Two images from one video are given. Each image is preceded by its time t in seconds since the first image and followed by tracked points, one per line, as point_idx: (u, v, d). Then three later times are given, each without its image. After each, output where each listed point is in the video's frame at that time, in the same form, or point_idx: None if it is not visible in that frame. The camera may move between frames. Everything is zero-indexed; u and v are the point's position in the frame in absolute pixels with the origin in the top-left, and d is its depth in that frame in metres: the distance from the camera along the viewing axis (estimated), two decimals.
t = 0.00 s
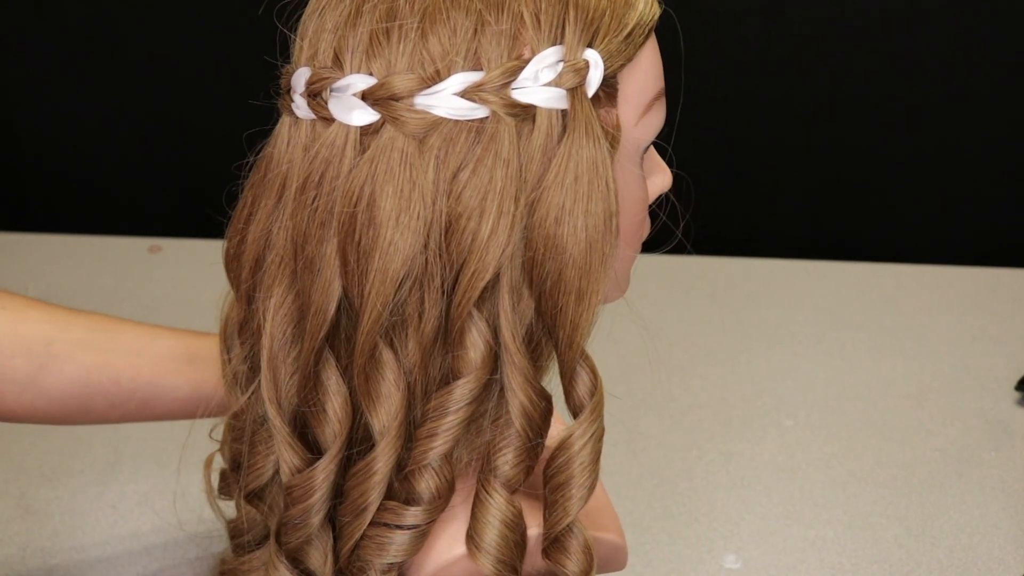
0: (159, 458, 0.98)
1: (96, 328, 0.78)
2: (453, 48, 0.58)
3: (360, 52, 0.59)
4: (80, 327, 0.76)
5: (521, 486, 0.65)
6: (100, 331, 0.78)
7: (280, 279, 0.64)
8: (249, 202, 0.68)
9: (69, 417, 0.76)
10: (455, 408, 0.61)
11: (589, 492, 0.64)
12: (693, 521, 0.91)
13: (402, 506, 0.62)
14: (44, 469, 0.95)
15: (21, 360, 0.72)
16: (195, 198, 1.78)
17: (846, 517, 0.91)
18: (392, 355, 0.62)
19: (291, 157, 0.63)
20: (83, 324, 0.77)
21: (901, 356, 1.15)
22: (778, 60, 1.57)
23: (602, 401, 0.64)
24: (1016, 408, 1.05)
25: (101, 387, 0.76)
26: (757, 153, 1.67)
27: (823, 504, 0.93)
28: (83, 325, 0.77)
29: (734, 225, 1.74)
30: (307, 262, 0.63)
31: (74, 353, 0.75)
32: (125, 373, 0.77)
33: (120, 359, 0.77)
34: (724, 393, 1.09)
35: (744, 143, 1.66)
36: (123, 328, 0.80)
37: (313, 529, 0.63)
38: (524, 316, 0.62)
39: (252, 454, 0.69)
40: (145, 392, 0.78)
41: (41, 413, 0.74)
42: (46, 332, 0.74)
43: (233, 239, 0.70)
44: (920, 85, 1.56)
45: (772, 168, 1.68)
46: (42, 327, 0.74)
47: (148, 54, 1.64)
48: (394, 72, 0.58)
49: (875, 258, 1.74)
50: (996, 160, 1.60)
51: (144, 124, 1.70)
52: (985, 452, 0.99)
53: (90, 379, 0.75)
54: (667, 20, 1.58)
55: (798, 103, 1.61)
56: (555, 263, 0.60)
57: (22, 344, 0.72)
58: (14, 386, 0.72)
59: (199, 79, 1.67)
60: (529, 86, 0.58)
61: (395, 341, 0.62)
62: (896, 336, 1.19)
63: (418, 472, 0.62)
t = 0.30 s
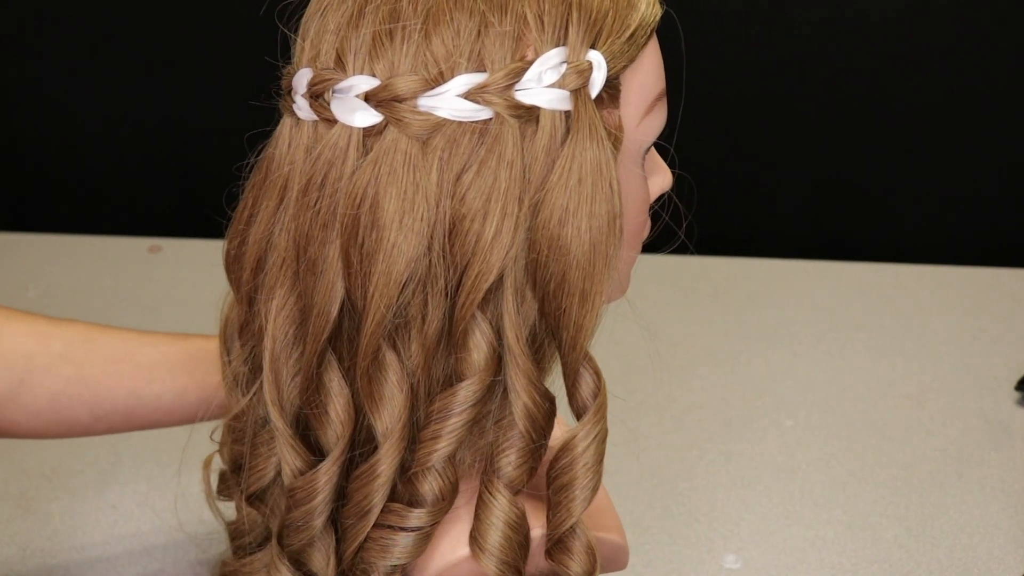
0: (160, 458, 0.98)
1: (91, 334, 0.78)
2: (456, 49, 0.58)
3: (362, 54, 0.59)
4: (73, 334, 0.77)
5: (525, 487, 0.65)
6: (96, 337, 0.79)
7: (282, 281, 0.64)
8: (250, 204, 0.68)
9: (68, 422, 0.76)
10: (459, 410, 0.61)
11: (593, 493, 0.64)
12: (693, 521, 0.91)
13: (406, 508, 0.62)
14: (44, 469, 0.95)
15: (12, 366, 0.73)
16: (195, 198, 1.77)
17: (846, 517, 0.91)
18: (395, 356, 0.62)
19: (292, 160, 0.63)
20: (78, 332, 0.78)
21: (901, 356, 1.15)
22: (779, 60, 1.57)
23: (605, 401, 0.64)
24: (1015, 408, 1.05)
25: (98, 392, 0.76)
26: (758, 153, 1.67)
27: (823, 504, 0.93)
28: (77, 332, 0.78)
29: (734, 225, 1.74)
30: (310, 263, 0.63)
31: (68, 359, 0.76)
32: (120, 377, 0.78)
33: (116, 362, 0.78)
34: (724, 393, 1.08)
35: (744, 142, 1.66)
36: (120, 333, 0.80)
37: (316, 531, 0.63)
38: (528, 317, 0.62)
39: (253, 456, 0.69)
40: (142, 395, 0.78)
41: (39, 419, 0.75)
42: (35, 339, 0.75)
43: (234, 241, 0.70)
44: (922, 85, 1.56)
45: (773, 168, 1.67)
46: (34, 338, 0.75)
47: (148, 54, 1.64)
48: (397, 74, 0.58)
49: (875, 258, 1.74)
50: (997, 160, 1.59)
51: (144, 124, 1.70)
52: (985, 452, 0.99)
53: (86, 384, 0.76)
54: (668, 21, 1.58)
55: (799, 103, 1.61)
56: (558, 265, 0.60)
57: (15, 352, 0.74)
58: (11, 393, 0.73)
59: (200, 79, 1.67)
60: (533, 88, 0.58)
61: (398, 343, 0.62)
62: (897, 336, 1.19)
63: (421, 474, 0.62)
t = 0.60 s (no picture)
0: (161, 459, 0.98)
1: (91, 339, 0.79)
2: (457, 51, 0.58)
3: (364, 55, 0.59)
4: (73, 339, 0.78)
5: (526, 488, 0.65)
6: (98, 342, 0.79)
7: (283, 283, 0.64)
8: (250, 205, 0.68)
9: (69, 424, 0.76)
10: (461, 411, 0.61)
11: (594, 494, 0.64)
12: (693, 521, 0.91)
13: (408, 509, 0.61)
14: (44, 468, 0.95)
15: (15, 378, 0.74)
16: (194, 198, 1.77)
17: (846, 516, 0.91)
18: (396, 357, 0.62)
19: (293, 161, 0.63)
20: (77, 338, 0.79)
21: (901, 356, 1.15)
22: (779, 60, 1.57)
23: (607, 402, 0.64)
24: (1015, 408, 1.05)
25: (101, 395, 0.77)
26: (758, 153, 1.67)
27: (823, 504, 0.93)
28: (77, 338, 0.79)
29: (734, 225, 1.73)
30: (311, 265, 0.63)
31: (72, 364, 0.77)
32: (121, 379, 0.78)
33: (115, 364, 0.78)
34: (724, 393, 1.08)
35: (745, 142, 1.66)
36: (121, 335, 0.81)
37: (319, 533, 0.63)
38: (529, 318, 0.62)
39: (254, 458, 0.69)
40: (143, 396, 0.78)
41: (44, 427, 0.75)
42: (34, 348, 0.76)
43: (234, 242, 0.70)
44: (922, 85, 1.56)
45: (773, 167, 1.67)
46: (35, 344, 0.76)
47: (148, 54, 1.64)
48: (398, 75, 0.58)
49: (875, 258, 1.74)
50: (997, 160, 1.59)
51: (144, 124, 1.70)
52: (985, 452, 0.99)
53: (90, 388, 0.77)
54: (668, 21, 1.58)
55: (799, 103, 1.61)
56: (560, 266, 0.60)
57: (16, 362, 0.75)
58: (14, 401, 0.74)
59: (200, 79, 1.66)
60: (535, 89, 0.58)
61: (399, 345, 0.62)
62: (896, 336, 1.19)
63: (423, 475, 0.62)
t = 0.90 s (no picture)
0: (161, 459, 0.98)
1: (78, 340, 0.76)
2: (458, 51, 0.58)
3: (365, 55, 0.59)
4: (59, 342, 0.75)
5: (526, 488, 0.65)
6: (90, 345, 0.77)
7: (283, 283, 0.64)
8: (251, 206, 0.68)
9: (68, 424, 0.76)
10: (461, 411, 0.61)
11: (594, 494, 0.64)
12: (693, 521, 0.91)
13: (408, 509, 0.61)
14: (44, 469, 0.95)
15: None
16: (194, 198, 1.77)
17: (846, 516, 0.91)
18: (397, 357, 0.62)
19: (293, 161, 0.63)
20: (62, 339, 0.76)
21: (902, 356, 1.15)
22: (780, 60, 1.57)
23: (607, 402, 0.64)
24: (1016, 408, 1.05)
25: (92, 399, 0.75)
26: (759, 153, 1.67)
27: (823, 504, 0.93)
28: (62, 340, 0.76)
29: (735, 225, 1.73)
30: (311, 265, 0.63)
31: (57, 367, 0.74)
32: (112, 381, 0.76)
33: (107, 364, 0.76)
34: (723, 393, 1.08)
35: (745, 142, 1.66)
36: (111, 335, 0.78)
37: (319, 534, 0.63)
38: (530, 318, 0.62)
39: (254, 459, 0.68)
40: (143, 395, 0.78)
41: (32, 434, 0.72)
42: (17, 351, 0.73)
43: (235, 242, 0.70)
44: (922, 86, 1.56)
45: (773, 167, 1.67)
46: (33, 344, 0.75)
47: (148, 53, 1.64)
48: (399, 75, 0.58)
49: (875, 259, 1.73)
50: (997, 160, 1.59)
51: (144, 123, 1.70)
52: (986, 452, 0.99)
53: (79, 393, 0.74)
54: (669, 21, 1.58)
55: (800, 103, 1.61)
56: (560, 267, 0.60)
57: None
58: None
59: (200, 78, 1.66)
60: (536, 89, 0.58)
61: (400, 345, 0.62)
62: (896, 336, 1.19)
63: (423, 476, 0.62)
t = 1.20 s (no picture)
0: (161, 459, 0.98)
1: (83, 343, 0.76)
2: (457, 50, 0.58)
3: (364, 54, 0.59)
4: (59, 341, 0.75)
5: (525, 487, 0.65)
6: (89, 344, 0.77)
7: (283, 282, 0.64)
8: (251, 205, 0.68)
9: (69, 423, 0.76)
10: (460, 409, 0.61)
11: (593, 492, 0.64)
12: (693, 521, 0.91)
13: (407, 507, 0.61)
14: (44, 469, 0.95)
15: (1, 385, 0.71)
16: (195, 197, 1.77)
17: (846, 516, 0.91)
18: (396, 356, 0.62)
19: (293, 160, 0.64)
20: (67, 342, 0.76)
21: (901, 356, 1.15)
22: (780, 60, 1.57)
23: (606, 400, 0.64)
24: (1016, 407, 1.05)
25: (93, 399, 0.74)
26: (759, 153, 1.66)
27: (823, 504, 0.93)
28: (67, 342, 0.76)
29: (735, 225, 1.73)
30: (311, 263, 0.63)
31: (61, 368, 0.74)
32: (116, 381, 0.76)
33: (111, 363, 0.76)
34: (723, 394, 1.08)
35: (745, 142, 1.66)
36: (111, 334, 0.78)
37: (319, 532, 0.63)
38: (529, 317, 0.62)
39: (253, 457, 0.68)
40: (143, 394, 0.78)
41: (36, 436, 0.72)
42: (20, 353, 0.73)
43: (234, 241, 0.70)
44: (922, 85, 1.56)
45: (773, 167, 1.67)
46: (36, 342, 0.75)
47: (148, 53, 1.64)
48: (398, 74, 0.58)
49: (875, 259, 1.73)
50: (998, 160, 1.59)
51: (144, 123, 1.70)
52: (986, 452, 0.99)
53: (79, 392, 0.74)
54: (669, 21, 1.58)
55: (800, 103, 1.61)
56: (559, 265, 0.60)
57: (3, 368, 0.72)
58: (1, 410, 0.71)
59: (200, 78, 1.67)
60: (536, 88, 0.58)
61: (399, 343, 0.62)
62: (896, 336, 1.19)
63: (422, 474, 0.62)
